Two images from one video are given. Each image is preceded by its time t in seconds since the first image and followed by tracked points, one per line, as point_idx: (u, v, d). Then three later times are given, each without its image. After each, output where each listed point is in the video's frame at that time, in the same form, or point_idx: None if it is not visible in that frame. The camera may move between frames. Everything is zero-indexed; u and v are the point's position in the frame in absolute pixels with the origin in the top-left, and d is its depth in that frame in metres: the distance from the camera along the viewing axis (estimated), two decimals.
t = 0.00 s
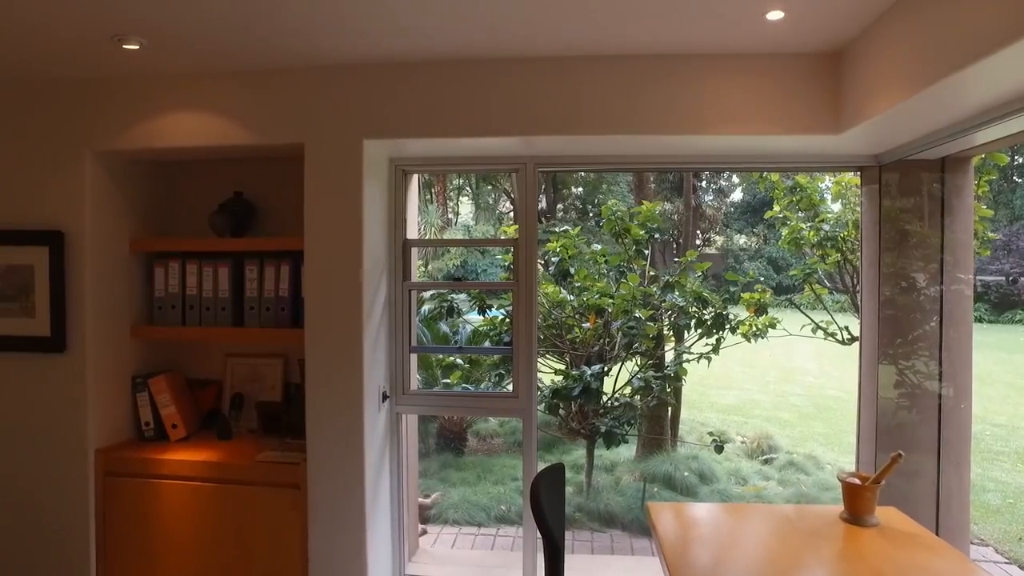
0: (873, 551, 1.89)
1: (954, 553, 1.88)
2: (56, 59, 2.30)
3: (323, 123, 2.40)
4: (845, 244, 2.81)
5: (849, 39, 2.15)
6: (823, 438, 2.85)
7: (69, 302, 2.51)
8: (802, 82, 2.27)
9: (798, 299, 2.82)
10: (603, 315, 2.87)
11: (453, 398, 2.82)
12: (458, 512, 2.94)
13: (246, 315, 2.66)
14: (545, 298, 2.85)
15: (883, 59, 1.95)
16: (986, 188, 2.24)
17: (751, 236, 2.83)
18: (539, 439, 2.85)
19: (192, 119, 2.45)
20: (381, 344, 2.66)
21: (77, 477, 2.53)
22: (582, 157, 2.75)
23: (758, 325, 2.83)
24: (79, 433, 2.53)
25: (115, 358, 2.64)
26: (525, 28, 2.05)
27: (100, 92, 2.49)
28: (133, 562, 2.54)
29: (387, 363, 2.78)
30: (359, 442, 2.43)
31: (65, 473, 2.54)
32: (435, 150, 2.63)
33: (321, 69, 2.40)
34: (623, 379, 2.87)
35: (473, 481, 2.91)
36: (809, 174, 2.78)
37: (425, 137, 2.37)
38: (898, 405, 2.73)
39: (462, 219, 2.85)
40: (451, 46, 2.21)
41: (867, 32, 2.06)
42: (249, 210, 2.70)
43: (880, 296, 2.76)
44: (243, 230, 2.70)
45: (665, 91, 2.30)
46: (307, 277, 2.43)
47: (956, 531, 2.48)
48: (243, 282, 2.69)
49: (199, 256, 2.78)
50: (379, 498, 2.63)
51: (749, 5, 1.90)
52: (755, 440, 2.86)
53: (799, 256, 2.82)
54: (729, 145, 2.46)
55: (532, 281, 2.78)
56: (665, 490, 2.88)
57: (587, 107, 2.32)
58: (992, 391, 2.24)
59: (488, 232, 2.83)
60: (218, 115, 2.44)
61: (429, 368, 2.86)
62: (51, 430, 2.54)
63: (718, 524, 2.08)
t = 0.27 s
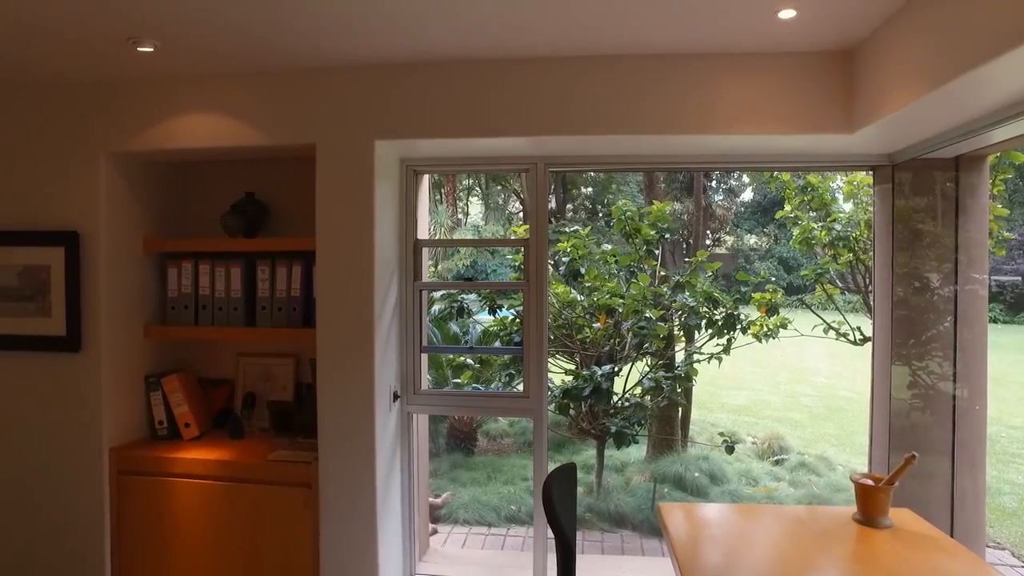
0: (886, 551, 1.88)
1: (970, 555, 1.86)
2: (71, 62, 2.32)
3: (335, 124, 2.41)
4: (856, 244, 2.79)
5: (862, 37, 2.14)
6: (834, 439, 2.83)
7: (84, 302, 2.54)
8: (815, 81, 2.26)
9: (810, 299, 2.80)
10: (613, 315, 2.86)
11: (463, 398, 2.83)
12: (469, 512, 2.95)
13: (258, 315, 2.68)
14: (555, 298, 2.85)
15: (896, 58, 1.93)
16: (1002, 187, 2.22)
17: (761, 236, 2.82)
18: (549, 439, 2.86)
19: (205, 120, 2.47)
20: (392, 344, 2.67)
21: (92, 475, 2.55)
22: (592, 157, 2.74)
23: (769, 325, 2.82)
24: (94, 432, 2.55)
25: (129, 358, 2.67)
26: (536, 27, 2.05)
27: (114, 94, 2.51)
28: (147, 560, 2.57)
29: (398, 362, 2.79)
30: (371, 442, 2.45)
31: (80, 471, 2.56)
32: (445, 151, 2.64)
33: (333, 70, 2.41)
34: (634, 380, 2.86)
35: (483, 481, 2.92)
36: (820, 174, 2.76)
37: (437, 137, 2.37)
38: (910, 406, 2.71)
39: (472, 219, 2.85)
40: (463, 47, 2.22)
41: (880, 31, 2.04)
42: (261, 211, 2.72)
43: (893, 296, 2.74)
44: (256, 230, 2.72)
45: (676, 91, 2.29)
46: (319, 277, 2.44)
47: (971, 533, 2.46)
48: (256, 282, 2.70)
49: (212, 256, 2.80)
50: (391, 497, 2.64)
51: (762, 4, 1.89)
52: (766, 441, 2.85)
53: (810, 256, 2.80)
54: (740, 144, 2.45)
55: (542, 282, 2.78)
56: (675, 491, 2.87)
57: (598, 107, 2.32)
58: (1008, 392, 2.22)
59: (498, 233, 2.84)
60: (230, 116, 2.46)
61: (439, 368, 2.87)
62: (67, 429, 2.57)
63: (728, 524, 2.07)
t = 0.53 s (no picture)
0: (899, 553, 1.87)
1: (985, 557, 1.84)
2: (87, 65, 2.35)
3: (347, 125, 2.43)
4: (869, 244, 2.78)
5: (874, 36, 2.13)
6: (846, 440, 2.82)
7: (99, 302, 2.57)
8: (826, 81, 2.26)
9: (821, 299, 2.79)
10: (623, 315, 2.86)
11: (473, 398, 2.84)
12: (479, 512, 2.96)
13: (271, 315, 2.70)
14: (565, 298, 2.85)
15: (909, 57, 1.92)
16: (1017, 187, 2.20)
17: (772, 236, 2.81)
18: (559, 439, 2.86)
19: (218, 122, 2.49)
20: (402, 344, 2.68)
21: (107, 473, 2.58)
22: (602, 157, 2.74)
23: (780, 325, 2.81)
24: (108, 430, 2.58)
25: (144, 358, 2.70)
26: (547, 28, 2.05)
27: (128, 96, 2.54)
28: (161, 558, 2.59)
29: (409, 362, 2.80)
30: (382, 442, 2.46)
31: (96, 469, 2.59)
32: (456, 151, 2.65)
33: (344, 72, 2.43)
34: (644, 380, 2.86)
35: (493, 481, 2.93)
36: (832, 173, 2.75)
37: (448, 138, 2.38)
38: (923, 407, 2.68)
39: (482, 220, 2.86)
40: (474, 48, 2.23)
41: (892, 30, 2.03)
42: (273, 212, 2.73)
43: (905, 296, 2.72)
44: (268, 231, 2.74)
45: (687, 91, 2.29)
46: (331, 278, 2.46)
47: (985, 536, 2.44)
48: (268, 282, 2.72)
49: (224, 257, 2.83)
50: (402, 497, 2.65)
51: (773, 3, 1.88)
52: (777, 442, 2.84)
53: (822, 256, 2.79)
54: (751, 144, 2.44)
55: (553, 283, 2.78)
56: (686, 492, 2.87)
57: (608, 107, 2.32)
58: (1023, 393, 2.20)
59: (508, 233, 2.84)
60: (243, 118, 2.48)
61: (449, 368, 2.88)
62: (82, 427, 2.60)
63: (739, 525, 2.07)
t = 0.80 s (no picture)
0: (911, 554, 1.86)
1: (999, 560, 1.83)
2: (103, 68, 2.39)
3: (359, 127, 2.45)
4: (881, 244, 2.76)
5: (887, 35, 2.12)
6: (858, 442, 2.80)
7: (116, 302, 2.60)
8: (838, 80, 2.25)
9: (833, 300, 2.78)
10: (634, 315, 2.86)
11: (484, 397, 2.85)
12: (490, 511, 2.97)
13: (284, 315, 2.73)
14: (576, 299, 2.86)
15: (922, 57, 1.91)
16: None
17: (784, 236, 2.81)
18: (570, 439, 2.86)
19: (232, 124, 2.52)
20: (414, 344, 2.69)
21: (124, 471, 2.62)
22: (613, 158, 2.75)
23: (791, 326, 2.80)
24: (125, 429, 2.62)
25: (159, 357, 2.73)
26: (558, 29, 2.06)
27: (144, 99, 2.57)
28: (176, 556, 2.62)
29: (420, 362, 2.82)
30: (394, 441, 2.47)
31: (112, 467, 2.63)
32: (467, 152, 2.66)
33: (357, 74, 2.45)
34: (655, 380, 2.86)
35: (504, 481, 2.93)
36: (844, 173, 2.73)
37: (459, 139, 2.40)
38: (937, 409, 2.66)
39: (492, 220, 2.87)
40: (486, 49, 2.24)
41: (905, 29, 2.02)
42: (286, 213, 2.76)
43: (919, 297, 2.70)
44: (281, 232, 2.77)
45: (698, 92, 2.29)
46: (344, 279, 2.48)
47: (1001, 539, 2.42)
48: (281, 282, 2.75)
49: (238, 258, 2.86)
50: (413, 496, 2.67)
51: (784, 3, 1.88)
52: (788, 443, 2.83)
53: (834, 256, 2.78)
54: (763, 144, 2.44)
55: (564, 283, 2.79)
56: (697, 493, 2.86)
57: (619, 108, 2.33)
58: None
59: (518, 233, 2.85)
60: (257, 120, 2.51)
61: (460, 368, 2.89)
62: (99, 426, 2.64)
63: (751, 525, 2.07)
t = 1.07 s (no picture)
0: (922, 556, 1.85)
1: (1012, 563, 1.82)
2: (119, 72, 2.42)
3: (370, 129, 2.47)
4: (893, 245, 2.75)
5: (898, 35, 2.11)
6: (869, 443, 2.79)
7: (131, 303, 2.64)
8: (849, 81, 2.24)
9: (844, 300, 2.77)
10: (644, 316, 2.86)
11: (494, 398, 2.86)
12: (499, 511, 2.98)
13: (295, 315, 2.75)
14: (586, 299, 2.86)
15: (932, 57, 1.91)
16: None
17: (795, 236, 2.80)
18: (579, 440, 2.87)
19: (245, 126, 2.55)
20: (425, 344, 2.71)
21: (139, 469, 2.65)
22: (622, 159, 2.75)
23: (802, 326, 2.79)
24: (140, 428, 2.65)
25: (173, 357, 2.76)
26: (567, 31, 2.07)
27: (158, 102, 2.61)
28: (189, 553, 2.65)
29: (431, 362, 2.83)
30: (405, 441, 2.49)
31: (127, 465, 2.66)
32: (477, 154, 2.68)
33: (368, 76, 2.47)
34: (665, 381, 2.86)
35: (514, 481, 2.95)
36: (855, 173, 2.72)
37: (469, 141, 2.41)
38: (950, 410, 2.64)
39: (502, 221, 2.88)
40: (496, 51, 2.25)
41: (916, 29, 2.01)
42: (298, 214, 2.78)
43: (931, 297, 2.68)
44: (292, 233, 2.79)
45: (708, 93, 2.29)
46: (355, 280, 2.50)
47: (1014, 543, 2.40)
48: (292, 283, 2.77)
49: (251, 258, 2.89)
50: (423, 496, 2.68)
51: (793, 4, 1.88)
52: (799, 444, 2.83)
53: (845, 257, 2.77)
54: (773, 145, 2.43)
55: (574, 284, 2.79)
56: (706, 493, 2.86)
57: (628, 109, 2.33)
58: None
59: (528, 234, 2.86)
60: (269, 123, 2.53)
61: (470, 369, 2.90)
62: (115, 425, 2.67)
63: (760, 526, 2.07)
